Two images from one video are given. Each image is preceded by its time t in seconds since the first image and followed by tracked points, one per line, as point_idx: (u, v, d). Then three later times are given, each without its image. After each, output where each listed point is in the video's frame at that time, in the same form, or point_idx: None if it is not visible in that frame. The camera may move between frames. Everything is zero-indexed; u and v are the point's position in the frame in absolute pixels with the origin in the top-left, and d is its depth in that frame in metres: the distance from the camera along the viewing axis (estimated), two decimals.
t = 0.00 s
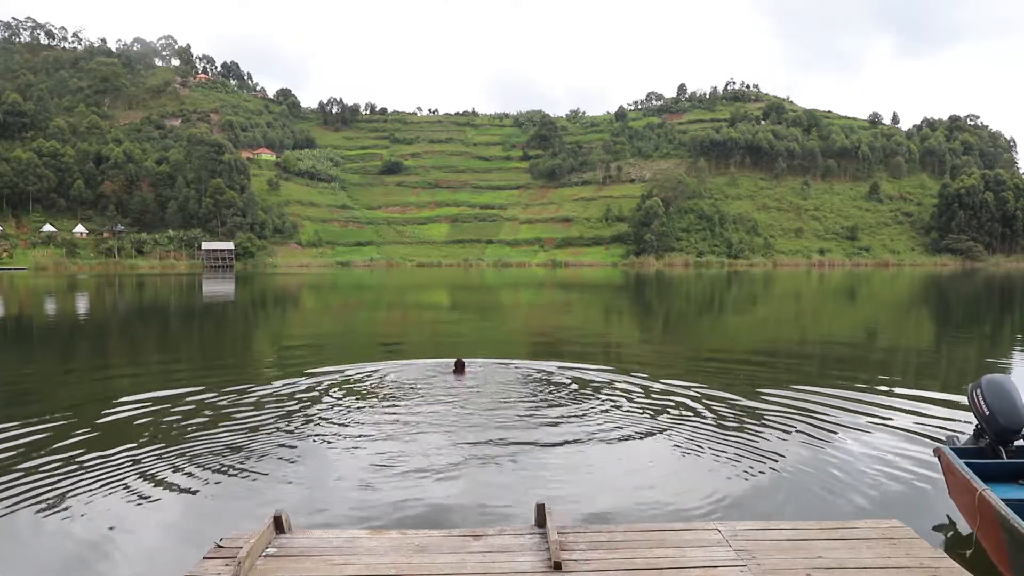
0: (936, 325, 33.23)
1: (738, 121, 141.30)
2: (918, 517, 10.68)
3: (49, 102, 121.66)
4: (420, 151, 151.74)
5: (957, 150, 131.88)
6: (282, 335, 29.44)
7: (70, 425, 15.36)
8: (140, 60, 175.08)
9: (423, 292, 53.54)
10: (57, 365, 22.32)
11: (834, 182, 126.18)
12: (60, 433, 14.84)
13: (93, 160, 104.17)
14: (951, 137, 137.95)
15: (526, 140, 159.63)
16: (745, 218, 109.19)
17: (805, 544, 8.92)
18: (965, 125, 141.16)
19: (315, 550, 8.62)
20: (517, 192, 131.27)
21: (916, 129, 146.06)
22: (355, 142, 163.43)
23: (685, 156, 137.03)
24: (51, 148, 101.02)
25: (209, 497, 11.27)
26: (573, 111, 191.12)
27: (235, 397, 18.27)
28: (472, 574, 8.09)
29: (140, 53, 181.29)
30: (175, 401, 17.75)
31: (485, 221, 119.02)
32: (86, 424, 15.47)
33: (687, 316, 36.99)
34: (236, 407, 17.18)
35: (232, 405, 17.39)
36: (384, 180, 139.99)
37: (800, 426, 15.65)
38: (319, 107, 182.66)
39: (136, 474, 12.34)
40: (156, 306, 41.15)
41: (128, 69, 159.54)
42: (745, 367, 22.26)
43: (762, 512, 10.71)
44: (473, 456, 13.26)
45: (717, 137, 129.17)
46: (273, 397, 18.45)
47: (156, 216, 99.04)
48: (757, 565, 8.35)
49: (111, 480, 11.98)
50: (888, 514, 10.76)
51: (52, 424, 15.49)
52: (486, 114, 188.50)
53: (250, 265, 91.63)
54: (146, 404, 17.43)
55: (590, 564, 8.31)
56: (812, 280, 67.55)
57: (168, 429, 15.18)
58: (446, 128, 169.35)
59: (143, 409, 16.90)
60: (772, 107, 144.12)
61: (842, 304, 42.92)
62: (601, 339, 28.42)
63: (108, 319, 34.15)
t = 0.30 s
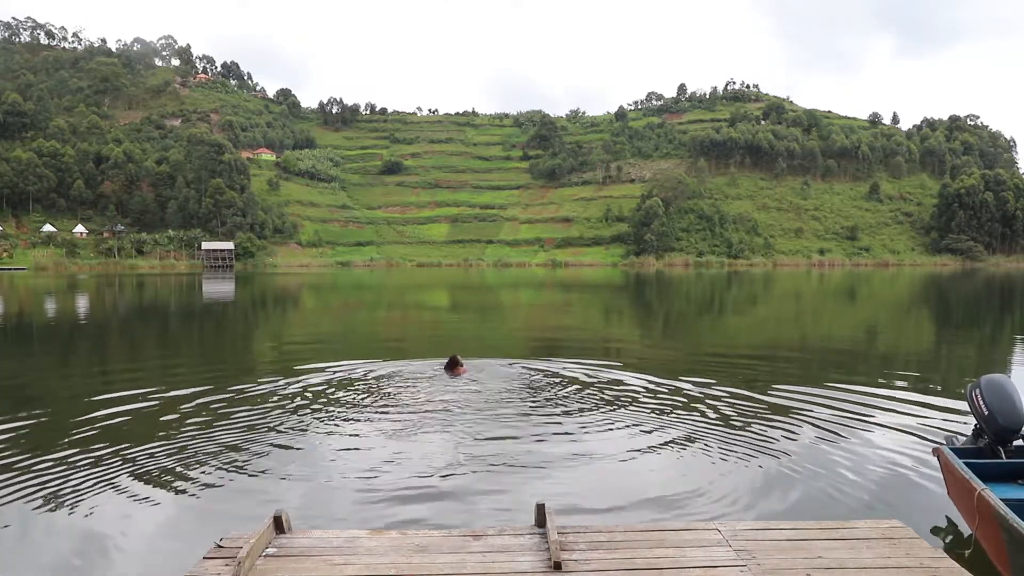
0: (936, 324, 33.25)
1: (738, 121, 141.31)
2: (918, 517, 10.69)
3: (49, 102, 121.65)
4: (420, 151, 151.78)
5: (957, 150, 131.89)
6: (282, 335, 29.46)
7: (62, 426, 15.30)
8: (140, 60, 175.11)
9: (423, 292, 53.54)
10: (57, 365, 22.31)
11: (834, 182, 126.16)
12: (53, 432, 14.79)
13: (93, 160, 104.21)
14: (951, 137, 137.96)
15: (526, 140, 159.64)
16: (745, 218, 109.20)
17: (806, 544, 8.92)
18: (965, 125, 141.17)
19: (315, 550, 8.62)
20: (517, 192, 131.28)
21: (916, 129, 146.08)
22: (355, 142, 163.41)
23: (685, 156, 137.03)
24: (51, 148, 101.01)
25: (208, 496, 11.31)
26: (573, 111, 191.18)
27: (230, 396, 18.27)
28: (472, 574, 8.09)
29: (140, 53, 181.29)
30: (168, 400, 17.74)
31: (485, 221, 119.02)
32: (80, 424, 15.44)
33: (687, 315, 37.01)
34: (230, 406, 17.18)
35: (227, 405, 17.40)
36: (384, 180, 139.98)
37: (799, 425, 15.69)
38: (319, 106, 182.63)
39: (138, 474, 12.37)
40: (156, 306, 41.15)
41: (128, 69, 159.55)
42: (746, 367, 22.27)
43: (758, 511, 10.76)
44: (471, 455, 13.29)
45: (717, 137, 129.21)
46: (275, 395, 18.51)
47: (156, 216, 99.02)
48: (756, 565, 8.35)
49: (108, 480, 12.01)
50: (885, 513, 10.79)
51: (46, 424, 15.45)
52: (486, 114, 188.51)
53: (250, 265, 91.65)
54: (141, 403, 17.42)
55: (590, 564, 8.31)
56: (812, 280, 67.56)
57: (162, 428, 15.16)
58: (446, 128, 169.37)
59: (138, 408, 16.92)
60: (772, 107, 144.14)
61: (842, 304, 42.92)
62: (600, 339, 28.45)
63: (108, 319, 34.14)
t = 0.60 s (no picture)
0: (936, 324, 33.29)
1: (738, 121, 141.38)
2: (917, 516, 10.71)
3: (49, 102, 121.66)
4: (420, 151, 151.81)
5: (957, 150, 131.91)
6: (282, 335, 29.51)
7: (57, 426, 15.31)
8: (140, 60, 175.05)
9: (423, 292, 53.58)
10: (58, 365, 22.36)
11: (834, 182, 126.18)
12: (48, 433, 14.78)
13: (93, 160, 104.23)
14: (951, 137, 137.99)
15: (526, 140, 159.68)
16: (745, 218, 109.24)
17: (805, 544, 8.93)
18: (965, 125, 141.25)
19: (315, 550, 8.62)
20: (517, 192, 131.32)
21: (916, 129, 146.13)
22: (355, 142, 163.45)
23: (685, 156, 137.10)
24: (51, 148, 100.99)
25: (206, 495, 11.35)
26: (573, 111, 191.26)
27: (227, 396, 18.31)
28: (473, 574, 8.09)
29: (140, 53, 181.24)
30: (164, 400, 17.75)
31: (485, 221, 119.03)
32: (76, 424, 15.44)
33: (687, 315, 37.03)
34: (226, 406, 17.20)
35: (223, 404, 17.39)
36: (384, 180, 140.00)
37: (793, 424, 15.79)
38: (319, 107, 182.59)
39: (136, 472, 12.45)
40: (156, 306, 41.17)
41: (128, 69, 159.64)
42: (744, 367, 22.31)
43: (753, 509, 10.79)
44: (469, 454, 13.32)
45: (717, 137, 129.26)
46: (276, 394, 18.60)
47: (156, 216, 99.06)
48: (756, 565, 8.37)
49: (106, 478, 12.05)
50: (882, 513, 10.82)
51: (43, 424, 15.45)
52: (486, 114, 188.56)
53: (250, 265, 91.67)
54: (136, 403, 17.44)
55: (590, 564, 8.32)
56: (812, 280, 67.60)
57: (158, 428, 15.17)
58: (446, 128, 169.40)
59: (138, 408, 16.98)
60: (772, 107, 144.19)
61: (841, 304, 42.95)
62: (600, 339, 28.47)
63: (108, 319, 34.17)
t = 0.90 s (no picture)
0: (936, 324, 33.26)
1: (738, 121, 141.40)
2: (916, 516, 10.70)
3: (49, 102, 121.65)
4: (420, 151, 151.82)
5: (957, 150, 131.92)
6: (282, 335, 29.48)
7: (51, 425, 15.32)
8: (140, 60, 175.06)
9: (423, 292, 53.56)
10: (58, 365, 22.36)
11: (834, 182, 126.16)
12: (42, 432, 14.80)
13: (93, 160, 104.22)
14: (951, 137, 138.00)
15: (526, 140, 159.66)
16: (745, 218, 109.22)
17: (805, 545, 8.92)
18: (965, 125, 141.26)
19: (315, 550, 8.62)
20: (517, 192, 131.32)
21: (916, 129, 146.14)
22: (355, 142, 163.44)
23: (685, 156, 137.10)
24: (51, 148, 100.98)
25: (205, 493, 11.37)
26: (573, 111, 191.27)
27: (221, 396, 18.27)
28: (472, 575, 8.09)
29: (140, 53, 181.24)
30: (159, 400, 17.72)
31: (485, 221, 119.03)
32: (73, 423, 15.48)
33: (687, 316, 37.01)
34: (221, 406, 17.16)
35: (218, 404, 17.34)
36: (384, 180, 139.99)
37: (792, 423, 15.76)
38: (319, 107, 182.58)
39: (134, 472, 12.41)
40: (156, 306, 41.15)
41: (128, 69, 159.66)
42: (744, 367, 22.30)
43: (752, 510, 10.77)
44: (468, 454, 13.32)
45: (717, 137, 129.27)
46: (275, 393, 18.58)
47: (156, 216, 99.06)
48: (757, 565, 8.35)
49: (105, 478, 12.07)
50: (882, 513, 10.79)
51: (39, 425, 15.42)
52: (486, 114, 188.57)
53: (250, 265, 91.67)
54: (131, 403, 17.41)
55: (590, 564, 8.31)
56: (812, 280, 67.57)
57: (154, 428, 15.12)
58: (446, 128, 169.41)
59: (137, 408, 16.95)
60: (773, 107, 144.18)
61: (841, 304, 42.92)
62: (600, 339, 28.43)
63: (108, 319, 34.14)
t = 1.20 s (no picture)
0: (936, 324, 33.27)
1: (738, 121, 141.45)
2: (915, 515, 10.70)
3: (49, 102, 121.65)
4: (420, 151, 151.89)
5: (956, 150, 131.98)
6: (281, 335, 29.49)
7: (45, 425, 15.33)
8: (140, 60, 175.08)
9: (423, 292, 53.55)
10: (58, 365, 22.38)
11: (834, 182, 126.14)
12: (37, 432, 14.80)
13: (93, 161, 104.24)
14: (951, 137, 138.01)
15: (526, 140, 159.66)
16: (745, 218, 109.25)
17: (806, 544, 8.93)
18: (965, 125, 141.27)
19: (315, 550, 8.62)
20: (517, 192, 131.34)
21: (916, 129, 146.15)
22: (355, 142, 163.48)
23: (685, 156, 137.14)
24: (51, 148, 100.97)
25: (205, 492, 11.41)
26: (573, 111, 191.27)
27: (218, 396, 18.29)
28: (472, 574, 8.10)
29: (140, 53, 181.31)
30: (155, 400, 17.72)
31: (485, 221, 119.08)
32: (67, 423, 15.48)
33: (687, 315, 37.04)
34: (217, 406, 17.17)
35: (215, 404, 17.33)
36: (384, 180, 139.99)
37: (790, 422, 15.76)
38: (319, 107, 182.63)
39: (133, 470, 12.49)
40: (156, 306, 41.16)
41: (127, 69, 159.71)
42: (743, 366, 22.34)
43: (749, 508, 10.80)
44: (467, 454, 13.33)
45: (717, 137, 129.33)
46: (274, 393, 18.65)
47: (156, 216, 99.05)
48: (756, 565, 8.36)
49: (104, 477, 12.08)
50: (881, 513, 10.80)
51: (36, 424, 15.42)
52: (486, 114, 188.61)
53: (250, 265, 91.67)
54: (127, 403, 17.42)
55: (590, 564, 8.31)
56: (812, 280, 67.56)
57: (148, 429, 15.09)
58: (446, 128, 169.45)
59: (138, 407, 17.02)
60: (773, 107, 144.21)
61: (841, 304, 42.94)
62: (601, 339, 28.43)
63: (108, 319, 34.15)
